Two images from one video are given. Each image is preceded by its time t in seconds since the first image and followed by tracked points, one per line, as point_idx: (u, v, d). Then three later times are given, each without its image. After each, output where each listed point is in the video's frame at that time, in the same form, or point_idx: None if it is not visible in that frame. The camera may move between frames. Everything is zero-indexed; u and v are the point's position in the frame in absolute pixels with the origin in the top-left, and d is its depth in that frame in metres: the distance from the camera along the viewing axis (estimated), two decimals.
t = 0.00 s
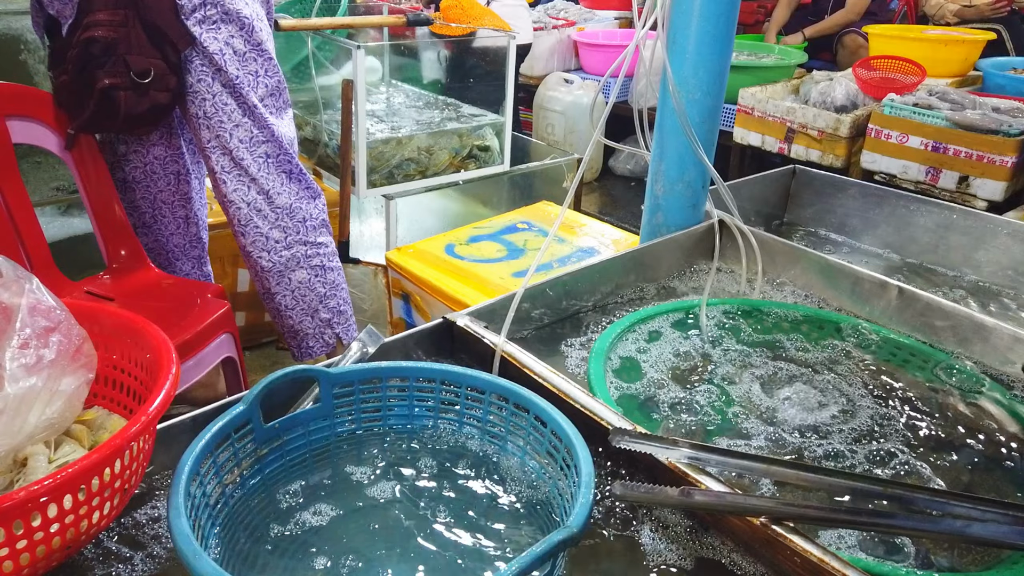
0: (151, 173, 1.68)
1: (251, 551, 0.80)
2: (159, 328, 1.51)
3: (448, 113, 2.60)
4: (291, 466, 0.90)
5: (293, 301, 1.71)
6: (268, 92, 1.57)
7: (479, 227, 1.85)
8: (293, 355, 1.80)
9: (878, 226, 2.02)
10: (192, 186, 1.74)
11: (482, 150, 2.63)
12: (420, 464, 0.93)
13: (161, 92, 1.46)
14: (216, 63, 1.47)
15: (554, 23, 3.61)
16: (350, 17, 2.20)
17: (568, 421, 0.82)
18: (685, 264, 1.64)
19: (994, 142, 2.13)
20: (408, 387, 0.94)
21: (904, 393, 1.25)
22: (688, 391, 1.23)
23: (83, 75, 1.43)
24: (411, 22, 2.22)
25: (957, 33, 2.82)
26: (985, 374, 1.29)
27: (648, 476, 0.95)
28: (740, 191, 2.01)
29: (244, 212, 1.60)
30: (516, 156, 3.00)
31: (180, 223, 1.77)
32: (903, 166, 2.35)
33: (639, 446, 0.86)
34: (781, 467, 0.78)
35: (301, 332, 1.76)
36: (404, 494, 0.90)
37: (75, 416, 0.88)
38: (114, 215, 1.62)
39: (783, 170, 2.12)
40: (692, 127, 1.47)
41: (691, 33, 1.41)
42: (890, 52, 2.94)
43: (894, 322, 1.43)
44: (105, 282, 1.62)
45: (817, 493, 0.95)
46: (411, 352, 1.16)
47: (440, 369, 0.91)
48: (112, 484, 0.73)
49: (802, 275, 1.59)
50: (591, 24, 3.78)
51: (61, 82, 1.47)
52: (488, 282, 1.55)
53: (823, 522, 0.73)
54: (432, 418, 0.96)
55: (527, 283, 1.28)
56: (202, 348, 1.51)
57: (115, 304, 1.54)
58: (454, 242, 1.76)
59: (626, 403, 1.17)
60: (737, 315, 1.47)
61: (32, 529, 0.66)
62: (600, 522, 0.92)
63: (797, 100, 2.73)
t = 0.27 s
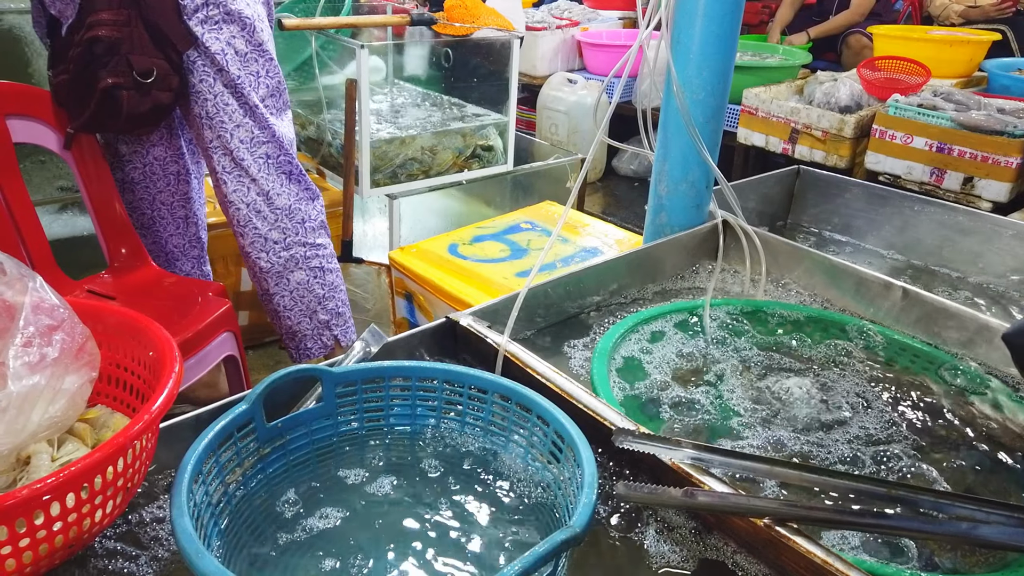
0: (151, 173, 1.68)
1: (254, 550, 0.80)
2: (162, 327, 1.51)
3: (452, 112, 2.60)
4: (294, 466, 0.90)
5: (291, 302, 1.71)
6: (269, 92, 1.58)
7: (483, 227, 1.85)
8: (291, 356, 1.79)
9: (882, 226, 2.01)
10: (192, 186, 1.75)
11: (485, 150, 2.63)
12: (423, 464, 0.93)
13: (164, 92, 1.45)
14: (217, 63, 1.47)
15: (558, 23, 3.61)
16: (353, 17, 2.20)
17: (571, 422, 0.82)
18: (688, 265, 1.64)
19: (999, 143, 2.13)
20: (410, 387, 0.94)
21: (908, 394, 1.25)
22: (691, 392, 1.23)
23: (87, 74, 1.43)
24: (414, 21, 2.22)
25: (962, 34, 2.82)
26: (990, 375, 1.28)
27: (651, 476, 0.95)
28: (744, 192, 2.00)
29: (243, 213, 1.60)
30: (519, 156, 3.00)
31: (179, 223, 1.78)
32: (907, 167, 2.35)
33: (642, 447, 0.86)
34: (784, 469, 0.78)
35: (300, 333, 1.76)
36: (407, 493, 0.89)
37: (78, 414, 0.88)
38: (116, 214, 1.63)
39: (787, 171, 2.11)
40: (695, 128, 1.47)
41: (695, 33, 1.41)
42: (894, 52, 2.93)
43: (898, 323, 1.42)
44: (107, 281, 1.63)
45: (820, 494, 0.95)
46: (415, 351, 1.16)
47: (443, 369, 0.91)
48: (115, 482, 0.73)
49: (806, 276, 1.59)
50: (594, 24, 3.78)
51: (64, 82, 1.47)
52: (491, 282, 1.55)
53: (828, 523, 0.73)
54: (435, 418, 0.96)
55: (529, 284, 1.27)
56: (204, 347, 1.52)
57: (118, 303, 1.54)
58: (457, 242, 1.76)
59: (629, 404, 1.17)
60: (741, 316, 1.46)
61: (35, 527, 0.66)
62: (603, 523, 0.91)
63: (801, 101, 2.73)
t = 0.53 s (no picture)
0: (155, 173, 1.69)
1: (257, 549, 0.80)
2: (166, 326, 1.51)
3: (456, 112, 2.60)
4: (297, 466, 0.90)
5: (301, 300, 1.71)
6: (281, 89, 1.58)
7: (487, 227, 1.85)
8: (299, 354, 1.78)
9: (886, 227, 2.01)
10: (194, 185, 1.77)
11: (489, 150, 2.63)
12: (426, 463, 0.93)
13: (184, 90, 1.46)
14: (236, 59, 1.47)
15: (562, 23, 3.62)
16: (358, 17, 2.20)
17: (575, 422, 0.82)
18: (692, 265, 1.64)
19: (1004, 144, 2.12)
20: (414, 387, 0.94)
21: (911, 396, 1.25)
22: (696, 392, 1.23)
23: (108, 72, 1.43)
24: (419, 21, 2.22)
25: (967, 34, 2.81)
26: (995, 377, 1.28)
27: (655, 477, 0.95)
28: (748, 192, 2.00)
29: (257, 211, 1.59)
30: (523, 156, 3.00)
31: (181, 221, 1.79)
32: (912, 168, 2.34)
33: (646, 448, 0.86)
34: (789, 470, 0.78)
35: (308, 331, 1.76)
36: (409, 493, 0.89)
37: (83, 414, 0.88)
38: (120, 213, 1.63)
39: (792, 172, 2.11)
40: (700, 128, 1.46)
41: (699, 33, 1.41)
42: (899, 53, 2.92)
43: (903, 324, 1.42)
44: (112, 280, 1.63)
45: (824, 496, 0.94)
46: (418, 351, 1.16)
47: (447, 370, 0.91)
48: (120, 482, 0.73)
49: (810, 277, 1.58)
50: (598, 24, 3.78)
51: (82, 80, 1.45)
52: (495, 282, 1.55)
53: (831, 525, 0.73)
54: (438, 418, 0.96)
55: (534, 284, 1.27)
56: (209, 346, 1.52)
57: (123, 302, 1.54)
58: (460, 242, 1.76)
59: (633, 405, 1.17)
60: (745, 317, 1.46)
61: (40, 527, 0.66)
62: (607, 524, 0.91)
63: (805, 101, 2.72)
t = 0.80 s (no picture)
0: (161, 173, 1.70)
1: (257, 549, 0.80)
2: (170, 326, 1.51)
3: (458, 112, 2.60)
4: (298, 465, 0.90)
5: (311, 295, 1.73)
6: (292, 87, 1.60)
7: (489, 227, 1.85)
8: (309, 350, 1.80)
9: (888, 228, 2.00)
10: (199, 183, 1.78)
11: (491, 151, 2.61)
12: (427, 463, 0.93)
13: (205, 90, 1.46)
14: (252, 59, 1.48)
15: (564, 23, 3.66)
16: (361, 17, 2.20)
17: (575, 423, 0.82)
18: (694, 266, 1.64)
19: (1007, 146, 2.11)
20: (415, 387, 0.94)
21: (913, 397, 1.25)
22: (697, 393, 1.22)
23: (133, 75, 1.42)
24: (421, 21, 2.22)
25: (970, 35, 2.80)
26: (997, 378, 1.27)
27: (655, 479, 0.94)
28: (750, 193, 2.00)
29: (270, 207, 1.61)
30: (525, 157, 3.00)
31: (184, 218, 1.80)
32: (915, 169, 2.34)
33: (647, 449, 0.86)
34: (791, 472, 0.78)
35: (318, 328, 1.77)
36: (410, 493, 0.89)
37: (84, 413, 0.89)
38: (124, 213, 1.63)
39: (794, 172, 2.11)
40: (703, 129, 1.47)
41: (702, 34, 1.41)
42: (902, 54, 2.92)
43: (905, 326, 1.41)
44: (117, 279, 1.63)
45: (825, 498, 0.94)
46: (419, 352, 1.16)
47: (447, 370, 0.91)
48: (121, 481, 0.73)
49: (812, 278, 1.58)
50: (601, 24, 3.79)
51: (104, 83, 1.44)
52: (497, 283, 1.55)
53: (833, 527, 0.72)
54: (439, 418, 0.96)
55: (536, 285, 1.27)
56: (212, 345, 1.52)
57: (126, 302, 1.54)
58: (463, 242, 1.76)
59: (634, 406, 1.17)
60: (747, 318, 1.46)
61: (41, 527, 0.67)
62: (608, 525, 0.91)
63: (808, 102, 2.72)
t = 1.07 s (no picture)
0: (158, 173, 1.70)
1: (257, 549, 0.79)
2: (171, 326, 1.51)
3: (459, 112, 2.60)
4: (299, 466, 0.90)
5: (315, 297, 1.73)
6: (297, 89, 1.61)
7: (490, 228, 1.85)
8: (314, 351, 1.81)
9: (890, 229, 2.00)
10: (195, 181, 1.78)
11: (492, 151, 2.62)
12: (427, 464, 0.93)
13: (211, 95, 1.47)
14: (257, 62, 1.49)
15: (567, 23, 3.67)
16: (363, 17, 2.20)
17: (575, 424, 0.82)
18: (695, 266, 1.64)
19: (1009, 147, 2.11)
20: (414, 388, 0.94)
21: (914, 399, 1.24)
22: (697, 395, 1.22)
23: (140, 79, 1.41)
24: (423, 22, 2.22)
25: (973, 36, 2.80)
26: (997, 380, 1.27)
27: (656, 480, 0.94)
28: (752, 194, 2.00)
29: (275, 211, 1.62)
30: (527, 157, 3.00)
31: (179, 218, 1.80)
32: (917, 170, 2.34)
33: (647, 451, 0.85)
34: (791, 474, 0.77)
35: (323, 329, 1.78)
36: (411, 493, 0.89)
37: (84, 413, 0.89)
38: (124, 212, 1.63)
39: (796, 173, 2.11)
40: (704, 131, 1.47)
41: (703, 36, 1.41)
42: (904, 55, 2.92)
43: (907, 327, 1.41)
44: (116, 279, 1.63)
45: (824, 499, 0.94)
46: (420, 353, 1.16)
47: (448, 371, 0.91)
48: (121, 482, 0.73)
49: (813, 279, 1.58)
50: (603, 25, 3.79)
51: (110, 87, 1.43)
52: (498, 283, 1.55)
53: (832, 529, 0.72)
54: (439, 418, 0.96)
55: (536, 286, 1.27)
56: (213, 346, 1.52)
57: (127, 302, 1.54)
58: (463, 242, 1.77)
59: (634, 407, 1.17)
60: (748, 319, 1.46)
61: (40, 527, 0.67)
62: (609, 527, 0.91)
63: (810, 103, 2.72)
